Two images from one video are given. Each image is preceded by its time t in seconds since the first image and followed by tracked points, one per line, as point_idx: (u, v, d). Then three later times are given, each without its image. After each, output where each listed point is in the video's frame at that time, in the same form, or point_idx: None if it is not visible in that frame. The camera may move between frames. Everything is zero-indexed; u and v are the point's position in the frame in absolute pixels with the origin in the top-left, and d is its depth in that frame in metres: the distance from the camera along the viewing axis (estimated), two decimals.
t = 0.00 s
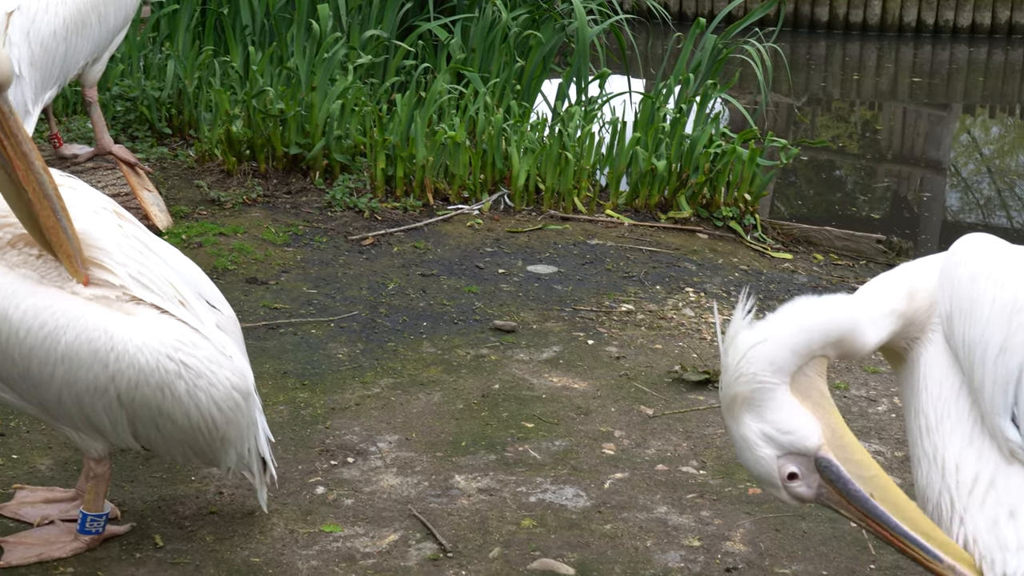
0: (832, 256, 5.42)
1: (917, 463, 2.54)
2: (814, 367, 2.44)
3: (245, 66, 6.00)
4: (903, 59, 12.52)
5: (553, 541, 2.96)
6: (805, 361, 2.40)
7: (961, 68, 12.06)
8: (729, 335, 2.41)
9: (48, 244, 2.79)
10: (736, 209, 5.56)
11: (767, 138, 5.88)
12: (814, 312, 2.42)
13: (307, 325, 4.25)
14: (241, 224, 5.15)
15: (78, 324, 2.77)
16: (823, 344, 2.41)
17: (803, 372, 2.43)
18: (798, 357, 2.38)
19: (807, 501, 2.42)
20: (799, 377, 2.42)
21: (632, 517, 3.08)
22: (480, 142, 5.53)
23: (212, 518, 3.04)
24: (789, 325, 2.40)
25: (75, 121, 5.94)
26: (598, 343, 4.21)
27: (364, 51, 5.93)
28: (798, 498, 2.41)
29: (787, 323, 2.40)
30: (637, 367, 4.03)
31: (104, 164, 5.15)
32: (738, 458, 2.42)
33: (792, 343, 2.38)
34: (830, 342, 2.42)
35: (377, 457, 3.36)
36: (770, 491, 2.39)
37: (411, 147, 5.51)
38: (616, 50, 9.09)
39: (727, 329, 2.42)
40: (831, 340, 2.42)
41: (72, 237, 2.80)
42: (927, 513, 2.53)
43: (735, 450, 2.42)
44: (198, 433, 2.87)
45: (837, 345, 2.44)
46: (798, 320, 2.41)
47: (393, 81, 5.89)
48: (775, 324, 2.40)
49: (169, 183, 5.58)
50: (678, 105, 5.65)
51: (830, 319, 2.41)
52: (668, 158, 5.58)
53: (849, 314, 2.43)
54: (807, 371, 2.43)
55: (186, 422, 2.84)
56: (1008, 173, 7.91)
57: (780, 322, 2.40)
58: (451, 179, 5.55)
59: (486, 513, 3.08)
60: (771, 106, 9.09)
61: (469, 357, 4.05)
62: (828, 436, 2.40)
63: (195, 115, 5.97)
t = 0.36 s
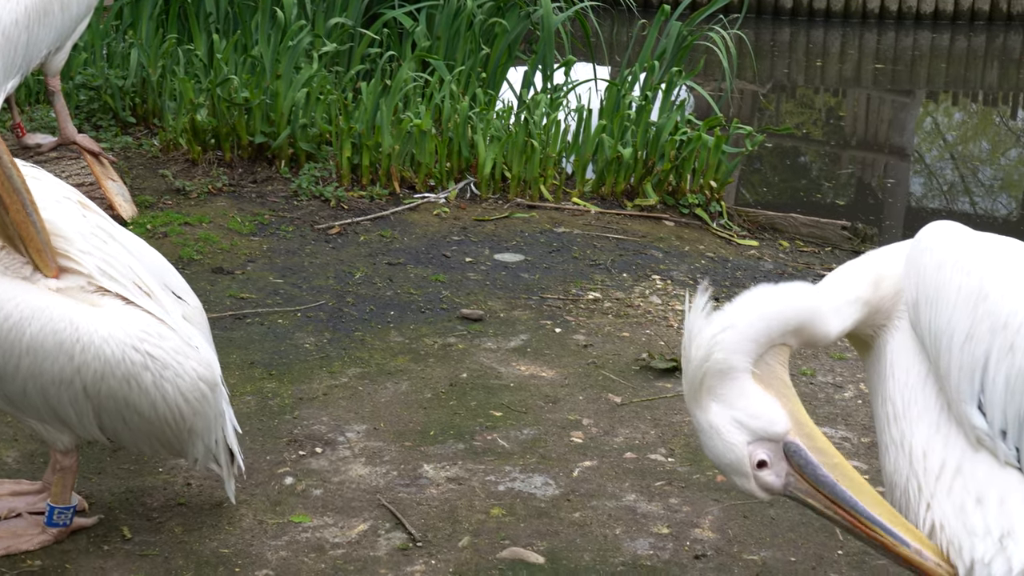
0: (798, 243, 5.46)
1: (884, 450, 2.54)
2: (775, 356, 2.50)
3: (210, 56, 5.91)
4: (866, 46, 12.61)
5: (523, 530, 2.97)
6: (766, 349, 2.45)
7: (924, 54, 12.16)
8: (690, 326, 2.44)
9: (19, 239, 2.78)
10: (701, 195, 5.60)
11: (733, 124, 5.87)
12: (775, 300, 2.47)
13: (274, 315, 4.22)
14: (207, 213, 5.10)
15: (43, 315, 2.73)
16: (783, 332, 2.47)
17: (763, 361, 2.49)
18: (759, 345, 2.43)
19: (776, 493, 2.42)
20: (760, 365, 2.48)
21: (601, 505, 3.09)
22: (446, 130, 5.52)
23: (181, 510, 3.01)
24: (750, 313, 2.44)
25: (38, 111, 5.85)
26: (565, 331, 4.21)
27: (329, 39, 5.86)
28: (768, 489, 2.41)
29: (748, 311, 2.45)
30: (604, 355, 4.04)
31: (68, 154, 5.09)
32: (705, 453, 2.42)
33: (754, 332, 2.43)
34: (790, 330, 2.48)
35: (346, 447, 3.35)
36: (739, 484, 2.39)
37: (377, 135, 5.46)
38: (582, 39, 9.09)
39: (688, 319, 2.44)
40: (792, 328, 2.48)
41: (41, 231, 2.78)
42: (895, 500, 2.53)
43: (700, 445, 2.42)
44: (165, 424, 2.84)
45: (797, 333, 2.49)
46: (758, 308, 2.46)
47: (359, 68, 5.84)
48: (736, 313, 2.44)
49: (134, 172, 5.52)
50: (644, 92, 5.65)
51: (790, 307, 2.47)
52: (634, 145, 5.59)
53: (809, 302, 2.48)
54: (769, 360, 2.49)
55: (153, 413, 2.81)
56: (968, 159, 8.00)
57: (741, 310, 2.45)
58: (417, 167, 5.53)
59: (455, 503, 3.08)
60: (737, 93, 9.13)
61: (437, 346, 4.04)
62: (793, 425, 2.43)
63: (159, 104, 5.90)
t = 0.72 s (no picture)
0: (764, 231, 5.49)
1: (853, 440, 2.54)
2: (733, 349, 2.53)
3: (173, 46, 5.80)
4: (830, 35, 12.69)
5: (492, 521, 2.97)
6: (723, 341, 2.48)
7: (886, 42, 12.26)
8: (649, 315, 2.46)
9: None
10: (668, 184, 5.61)
11: (699, 114, 5.85)
12: (734, 293, 2.51)
13: (241, 307, 4.19)
14: (172, 204, 5.05)
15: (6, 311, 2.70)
16: (740, 326, 2.50)
17: (722, 355, 2.51)
18: (716, 337, 2.45)
19: (726, 486, 2.44)
20: (716, 358, 2.51)
21: (571, 495, 3.11)
22: (412, 120, 5.50)
23: (149, 503, 2.99)
24: (708, 305, 2.47)
25: None
26: (533, 321, 4.22)
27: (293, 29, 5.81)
28: (720, 482, 2.42)
29: (706, 303, 2.48)
30: (572, 345, 4.05)
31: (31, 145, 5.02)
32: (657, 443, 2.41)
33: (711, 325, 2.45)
34: (749, 324, 2.52)
35: (314, 439, 3.33)
36: (690, 472, 2.39)
37: (342, 125, 5.42)
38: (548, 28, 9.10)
39: (650, 309, 2.46)
40: (750, 321, 2.52)
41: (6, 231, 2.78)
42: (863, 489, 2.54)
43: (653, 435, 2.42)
44: (132, 418, 2.81)
45: (756, 328, 2.53)
46: (717, 301, 2.49)
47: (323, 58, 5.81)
48: (694, 305, 2.47)
49: (98, 164, 5.46)
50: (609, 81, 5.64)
51: (750, 301, 2.50)
52: (600, 134, 5.59)
53: (770, 296, 2.52)
54: (727, 353, 2.52)
55: (120, 407, 2.79)
56: (931, 148, 8.08)
57: (699, 302, 2.47)
58: (383, 157, 5.51)
59: (423, 494, 3.08)
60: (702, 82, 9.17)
61: (405, 337, 4.03)
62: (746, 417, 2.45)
63: (123, 95, 5.84)
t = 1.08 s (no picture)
0: (731, 222, 5.52)
1: (821, 430, 2.58)
2: (704, 352, 2.55)
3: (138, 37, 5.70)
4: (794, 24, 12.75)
5: (462, 514, 2.97)
6: (694, 346, 2.50)
7: (851, 32, 12.34)
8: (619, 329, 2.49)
9: None
10: (635, 175, 5.64)
11: (664, 105, 5.88)
12: (701, 297, 2.53)
13: (208, 300, 4.16)
14: (137, 198, 5.00)
15: None
16: (710, 329, 2.52)
17: (692, 359, 2.54)
18: (685, 344, 2.47)
19: (708, 488, 2.48)
20: (687, 363, 2.54)
21: (541, 488, 3.11)
22: (378, 112, 5.47)
23: (117, 499, 2.96)
24: (675, 312, 2.49)
25: None
26: (501, 314, 4.22)
27: (257, 20, 5.76)
28: (699, 486, 2.47)
29: (674, 310, 2.49)
30: (541, 337, 4.06)
31: None
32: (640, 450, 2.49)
33: (679, 330, 2.46)
34: (718, 324, 2.53)
35: (283, 434, 3.32)
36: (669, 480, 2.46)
37: (308, 117, 5.41)
38: (514, 19, 9.09)
39: (617, 324, 2.49)
40: (719, 323, 2.53)
41: None
42: (833, 477, 2.58)
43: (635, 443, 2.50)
44: (99, 413, 2.79)
45: (726, 326, 2.55)
46: (685, 307, 2.50)
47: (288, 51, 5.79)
48: (662, 313, 2.49)
49: (62, 157, 5.40)
50: (575, 73, 5.66)
51: (716, 301, 2.52)
52: (566, 126, 5.60)
53: (735, 294, 2.54)
54: (698, 357, 2.54)
55: (86, 403, 2.76)
56: (894, 138, 8.15)
57: (667, 309, 2.49)
58: (349, 149, 5.48)
59: (393, 488, 3.07)
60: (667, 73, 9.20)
61: (373, 330, 4.01)
62: (720, 421, 2.48)
63: (87, 87, 5.77)
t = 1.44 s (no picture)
0: (699, 215, 5.55)
1: (790, 422, 2.59)
2: (675, 341, 2.55)
3: (100, 31, 5.61)
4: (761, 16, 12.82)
5: (434, 510, 2.97)
6: (665, 335, 2.51)
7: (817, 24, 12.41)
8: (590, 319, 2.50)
9: None
10: (603, 169, 5.64)
11: (633, 98, 5.84)
12: (672, 287, 2.54)
13: (175, 296, 4.12)
14: (103, 193, 4.95)
15: None
16: (680, 318, 2.53)
17: (663, 348, 2.54)
18: (656, 333, 2.47)
19: (681, 476, 2.50)
20: (659, 353, 2.53)
21: (512, 482, 3.12)
22: (344, 106, 5.43)
23: (85, 498, 2.93)
24: (646, 301, 2.50)
25: None
26: (470, 308, 4.21)
27: (222, 13, 5.70)
28: (672, 474, 2.49)
29: (644, 299, 2.50)
30: (510, 331, 4.06)
31: None
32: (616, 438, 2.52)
33: (650, 319, 2.47)
34: (688, 313, 2.54)
35: (252, 430, 3.30)
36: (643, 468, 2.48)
37: (274, 112, 5.35)
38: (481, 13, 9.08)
39: (590, 316, 2.51)
40: (689, 312, 2.54)
41: None
42: (802, 468, 2.59)
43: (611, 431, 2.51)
44: (67, 411, 2.78)
45: (696, 316, 2.56)
46: (655, 296, 2.51)
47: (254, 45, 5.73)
48: (633, 302, 2.50)
49: (26, 153, 5.33)
50: (542, 66, 5.63)
51: (686, 291, 2.54)
52: (533, 120, 5.59)
53: (704, 283, 2.56)
54: (669, 346, 2.55)
55: (54, 401, 2.76)
56: (861, 130, 8.21)
57: (637, 299, 2.50)
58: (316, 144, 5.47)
59: (364, 484, 3.06)
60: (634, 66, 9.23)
61: (342, 326, 3.99)
62: (692, 411, 2.49)
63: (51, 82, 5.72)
